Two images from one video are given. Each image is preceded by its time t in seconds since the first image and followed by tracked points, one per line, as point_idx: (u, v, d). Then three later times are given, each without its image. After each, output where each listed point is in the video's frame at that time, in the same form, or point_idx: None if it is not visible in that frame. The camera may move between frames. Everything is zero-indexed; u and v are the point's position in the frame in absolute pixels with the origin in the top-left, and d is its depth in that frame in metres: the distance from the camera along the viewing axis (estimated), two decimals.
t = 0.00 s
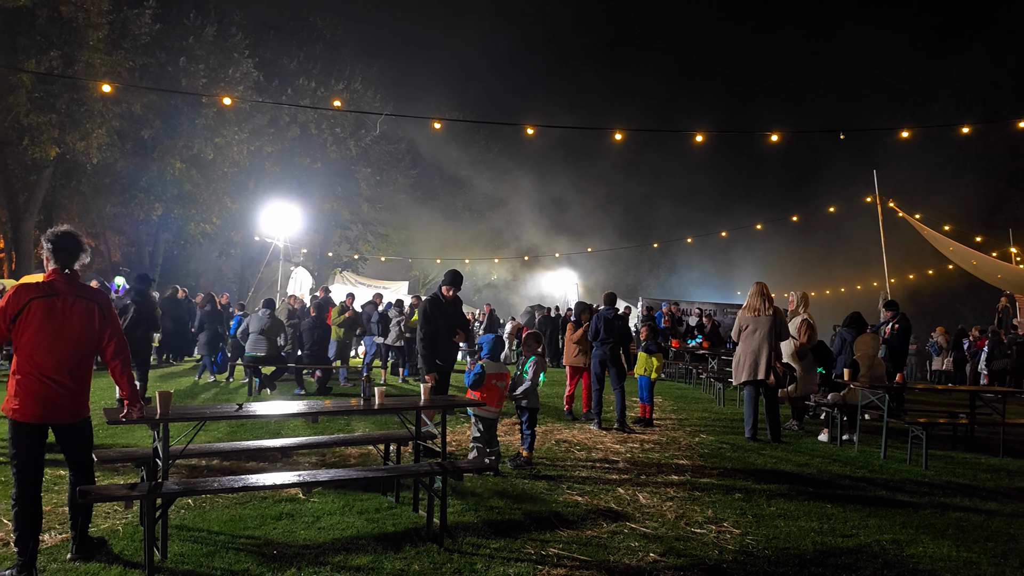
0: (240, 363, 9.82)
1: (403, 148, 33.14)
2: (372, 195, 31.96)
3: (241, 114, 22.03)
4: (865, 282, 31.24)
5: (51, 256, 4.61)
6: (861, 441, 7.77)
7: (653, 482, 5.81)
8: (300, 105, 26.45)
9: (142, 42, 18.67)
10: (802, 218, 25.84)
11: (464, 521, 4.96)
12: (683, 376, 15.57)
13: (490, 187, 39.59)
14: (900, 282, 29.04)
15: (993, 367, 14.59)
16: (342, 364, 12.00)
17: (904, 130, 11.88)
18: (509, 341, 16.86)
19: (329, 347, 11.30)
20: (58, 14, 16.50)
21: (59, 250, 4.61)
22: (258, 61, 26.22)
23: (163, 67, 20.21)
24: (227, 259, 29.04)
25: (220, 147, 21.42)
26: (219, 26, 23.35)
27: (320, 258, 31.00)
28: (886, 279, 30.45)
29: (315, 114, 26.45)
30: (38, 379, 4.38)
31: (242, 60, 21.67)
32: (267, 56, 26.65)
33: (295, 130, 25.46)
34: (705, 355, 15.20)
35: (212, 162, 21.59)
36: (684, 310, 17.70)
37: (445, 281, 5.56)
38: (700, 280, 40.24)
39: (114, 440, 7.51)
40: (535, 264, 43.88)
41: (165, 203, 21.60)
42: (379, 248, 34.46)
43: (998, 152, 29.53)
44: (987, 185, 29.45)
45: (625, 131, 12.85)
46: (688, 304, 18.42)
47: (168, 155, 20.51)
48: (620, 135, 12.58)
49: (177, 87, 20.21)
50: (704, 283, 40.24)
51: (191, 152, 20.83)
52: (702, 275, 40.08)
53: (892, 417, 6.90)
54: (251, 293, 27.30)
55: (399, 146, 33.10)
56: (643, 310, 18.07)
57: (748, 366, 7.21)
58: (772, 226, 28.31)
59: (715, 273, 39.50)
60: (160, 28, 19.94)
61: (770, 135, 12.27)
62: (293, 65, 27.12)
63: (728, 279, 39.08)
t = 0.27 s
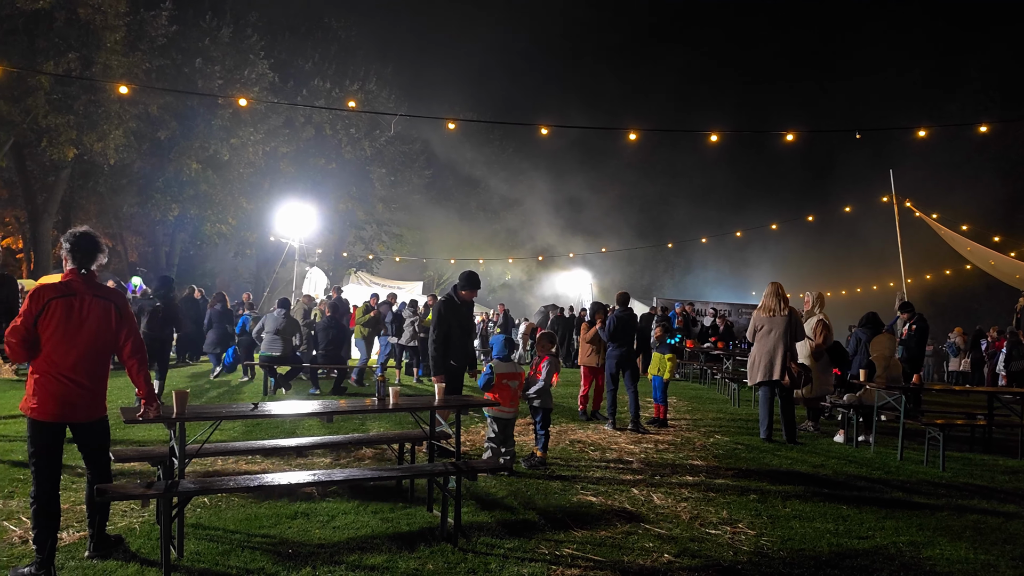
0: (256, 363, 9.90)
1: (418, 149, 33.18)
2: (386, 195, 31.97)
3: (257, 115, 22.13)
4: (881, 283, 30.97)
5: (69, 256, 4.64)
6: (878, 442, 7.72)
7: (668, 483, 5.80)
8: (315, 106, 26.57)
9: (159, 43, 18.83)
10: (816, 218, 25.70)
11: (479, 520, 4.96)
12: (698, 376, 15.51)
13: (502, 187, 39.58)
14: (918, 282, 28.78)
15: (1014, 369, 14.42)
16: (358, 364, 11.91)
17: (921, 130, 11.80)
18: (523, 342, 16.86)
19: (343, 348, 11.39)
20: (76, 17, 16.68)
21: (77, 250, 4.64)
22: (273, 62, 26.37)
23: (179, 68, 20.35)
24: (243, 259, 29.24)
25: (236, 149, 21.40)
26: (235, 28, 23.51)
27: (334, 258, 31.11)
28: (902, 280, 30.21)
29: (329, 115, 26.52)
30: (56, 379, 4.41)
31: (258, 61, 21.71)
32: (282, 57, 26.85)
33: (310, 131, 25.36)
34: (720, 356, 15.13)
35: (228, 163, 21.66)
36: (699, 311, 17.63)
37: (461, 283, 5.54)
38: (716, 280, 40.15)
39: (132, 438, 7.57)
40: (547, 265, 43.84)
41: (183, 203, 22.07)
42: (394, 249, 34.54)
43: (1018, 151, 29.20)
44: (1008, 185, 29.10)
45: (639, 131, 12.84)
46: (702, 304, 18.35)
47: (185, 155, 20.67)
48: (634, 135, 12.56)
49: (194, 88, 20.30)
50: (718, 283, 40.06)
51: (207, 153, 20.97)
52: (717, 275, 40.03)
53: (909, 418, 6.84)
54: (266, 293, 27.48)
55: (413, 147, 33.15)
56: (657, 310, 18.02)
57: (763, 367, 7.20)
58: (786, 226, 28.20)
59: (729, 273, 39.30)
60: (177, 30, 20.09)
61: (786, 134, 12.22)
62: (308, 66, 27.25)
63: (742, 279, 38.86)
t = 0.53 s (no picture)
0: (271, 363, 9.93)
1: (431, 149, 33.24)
2: (400, 195, 32.03)
3: (271, 116, 22.30)
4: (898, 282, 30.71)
5: (87, 255, 4.65)
6: (894, 444, 7.66)
7: (682, 483, 5.78)
8: (329, 107, 26.71)
9: (175, 45, 18.96)
10: (831, 218, 25.54)
11: (492, 521, 4.97)
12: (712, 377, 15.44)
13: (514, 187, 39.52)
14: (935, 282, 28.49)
15: None
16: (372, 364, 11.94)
17: (939, 129, 11.71)
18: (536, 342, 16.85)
19: (357, 348, 11.39)
20: (93, 19, 16.86)
21: (94, 250, 4.65)
22: (288, 62, 26.47)
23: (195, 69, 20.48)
24: (257, 259, 29.36)
25: (251, 149, 21.59)
26: (250, 29, 23.62)
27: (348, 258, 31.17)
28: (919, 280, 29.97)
29: (343, 115, 26.66)
30: (74, 378, 4.45)
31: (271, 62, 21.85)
32: (297, 58, 27.04)
33: (324, 131, 25.57)
34: (735, 356, 15.05)
35: (243, 164, 21.79)
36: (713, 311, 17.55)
37: (476, 283, 5.53)
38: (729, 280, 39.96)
39: (148, 437, 7.62)
40: (560, 265, 43.73)
41: (198, 203, 22.19)
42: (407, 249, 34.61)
43: None
44: None
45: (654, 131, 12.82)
46: (716, 304, 18.25)
47: (201, 156, 20.87)
48: (649, 135, 12.55)
49: (209, 90, 20.44)
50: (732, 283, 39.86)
51: (222, 153, 21.12)
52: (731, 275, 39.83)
53: (925, 419, 6.78)
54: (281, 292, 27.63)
55: (427, 147, 33.21)
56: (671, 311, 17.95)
57: (778, 367, 7.16)
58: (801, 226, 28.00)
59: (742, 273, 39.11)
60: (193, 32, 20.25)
61: (801, 133, 12.17)
62: (322, 67, 27.41)
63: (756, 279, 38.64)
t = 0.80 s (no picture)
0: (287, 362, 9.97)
1: (446, 150, 33.31)
2: (415, 196, 32.10)
3: (287, 116, 22.49)
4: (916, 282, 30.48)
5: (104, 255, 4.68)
6: (912, 445, 7.61)
7: (697, 484, 5.76)
8: (344, 107, 26.84)
9: (191, 46, 19.14)
10: (847, 218, 25.38)
11: (507, 520, 4.97)
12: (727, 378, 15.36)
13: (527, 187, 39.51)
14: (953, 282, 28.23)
15: None
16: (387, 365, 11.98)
17: (958, 128, 11.63)
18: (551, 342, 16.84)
19: (373, 348, 11.42)
20: (111, 21, 17.03)
21: (112, 251, 4.68)
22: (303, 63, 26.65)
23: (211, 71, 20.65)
24: (274, 260, 29.50)
25: (266, 150, 21.75)
26: (265, 31, 23.81)
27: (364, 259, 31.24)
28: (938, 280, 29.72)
29: (358, 116, 26.77)
30: (91, 377, 4.47)
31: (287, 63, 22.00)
32: (312, 59, 27.21)
33: (339, 132, 25.74)
34: (750, 357, 14.98)
35: (259, 165, 21.89)
36: (728, 312, 17.48)
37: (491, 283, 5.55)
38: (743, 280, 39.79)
39: (165, 436, 7.67)
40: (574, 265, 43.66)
41: (213, 204, 21.84)
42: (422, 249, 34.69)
43: None
44: None
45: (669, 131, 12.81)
46: (731, 305, 18.18)
47: (218, 157, 21.03)
48: (664, 135, 12.54)
49: (225, 91, 20.59)
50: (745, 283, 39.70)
51: (238, 154, 21.25)
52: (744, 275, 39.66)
53: (944, 421, 6.72)
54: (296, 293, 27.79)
55: (441, 148, 33.27)
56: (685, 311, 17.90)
57: (794, 368, 7.12)
58: (816, 227, 27.85)
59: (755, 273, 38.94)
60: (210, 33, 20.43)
61: (818, 133, 12.12)
62: (338, 67, 27.57)
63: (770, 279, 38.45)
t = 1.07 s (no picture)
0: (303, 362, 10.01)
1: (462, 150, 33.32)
2: (432, 197, 32.16)
3: (305, 118, 22.64)
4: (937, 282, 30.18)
5: (123, 256, 4.71)
6: (931, 447, 7.55)
7: (713, 485, 5.74)
8: (361, 108, 26.93)
9: (210, 48, 19.25)
10: (866, 217, 25.18)
11: (523, 521, 4.97)
12: (744, 379, 15.27)
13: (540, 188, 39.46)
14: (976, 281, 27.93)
15: None
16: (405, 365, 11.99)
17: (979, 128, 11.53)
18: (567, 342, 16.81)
19: (389, 348, 11.43)
20: (130, 23, 17.19)
21: (131, 251, 4.70)
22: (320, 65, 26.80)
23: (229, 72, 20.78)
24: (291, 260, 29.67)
25: (284, 151, 21.92)
26: (283, 32, 23.94)
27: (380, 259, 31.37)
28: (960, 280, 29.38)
29: (376, 116, 26.89)
30: (110, 377, 4.48)
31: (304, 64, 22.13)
32: (329, 60, 27.39)
33: (355, 133, 25.79)
34: (767, 357, 14.89)
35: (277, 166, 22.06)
36: (745, 312, 17.38)
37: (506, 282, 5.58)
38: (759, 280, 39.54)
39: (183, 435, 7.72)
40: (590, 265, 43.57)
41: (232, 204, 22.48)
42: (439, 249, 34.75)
43: None
44: None
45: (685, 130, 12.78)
46: (747, 305, 18.08)
47: (236, 158, 21.24)
48: (681, 134, 12.51)
49: (243, 92, 20.73)
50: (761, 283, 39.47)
51: (255, 155, 21.43)
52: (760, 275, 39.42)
53: (963, 422, 6.67)
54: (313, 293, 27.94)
55: (458, 148, 33.28)
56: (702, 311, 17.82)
57: (812, 369, 7.09)
58: (834, 227, 27.64)
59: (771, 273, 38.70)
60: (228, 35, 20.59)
61: (836, 132, 12.05)
62: (354, 69, 27.70)
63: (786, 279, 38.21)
